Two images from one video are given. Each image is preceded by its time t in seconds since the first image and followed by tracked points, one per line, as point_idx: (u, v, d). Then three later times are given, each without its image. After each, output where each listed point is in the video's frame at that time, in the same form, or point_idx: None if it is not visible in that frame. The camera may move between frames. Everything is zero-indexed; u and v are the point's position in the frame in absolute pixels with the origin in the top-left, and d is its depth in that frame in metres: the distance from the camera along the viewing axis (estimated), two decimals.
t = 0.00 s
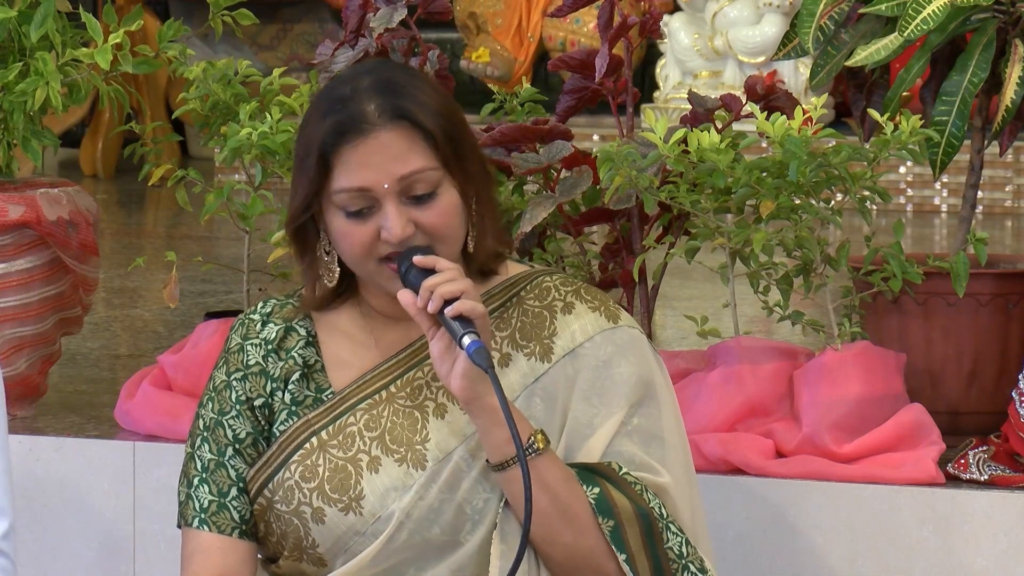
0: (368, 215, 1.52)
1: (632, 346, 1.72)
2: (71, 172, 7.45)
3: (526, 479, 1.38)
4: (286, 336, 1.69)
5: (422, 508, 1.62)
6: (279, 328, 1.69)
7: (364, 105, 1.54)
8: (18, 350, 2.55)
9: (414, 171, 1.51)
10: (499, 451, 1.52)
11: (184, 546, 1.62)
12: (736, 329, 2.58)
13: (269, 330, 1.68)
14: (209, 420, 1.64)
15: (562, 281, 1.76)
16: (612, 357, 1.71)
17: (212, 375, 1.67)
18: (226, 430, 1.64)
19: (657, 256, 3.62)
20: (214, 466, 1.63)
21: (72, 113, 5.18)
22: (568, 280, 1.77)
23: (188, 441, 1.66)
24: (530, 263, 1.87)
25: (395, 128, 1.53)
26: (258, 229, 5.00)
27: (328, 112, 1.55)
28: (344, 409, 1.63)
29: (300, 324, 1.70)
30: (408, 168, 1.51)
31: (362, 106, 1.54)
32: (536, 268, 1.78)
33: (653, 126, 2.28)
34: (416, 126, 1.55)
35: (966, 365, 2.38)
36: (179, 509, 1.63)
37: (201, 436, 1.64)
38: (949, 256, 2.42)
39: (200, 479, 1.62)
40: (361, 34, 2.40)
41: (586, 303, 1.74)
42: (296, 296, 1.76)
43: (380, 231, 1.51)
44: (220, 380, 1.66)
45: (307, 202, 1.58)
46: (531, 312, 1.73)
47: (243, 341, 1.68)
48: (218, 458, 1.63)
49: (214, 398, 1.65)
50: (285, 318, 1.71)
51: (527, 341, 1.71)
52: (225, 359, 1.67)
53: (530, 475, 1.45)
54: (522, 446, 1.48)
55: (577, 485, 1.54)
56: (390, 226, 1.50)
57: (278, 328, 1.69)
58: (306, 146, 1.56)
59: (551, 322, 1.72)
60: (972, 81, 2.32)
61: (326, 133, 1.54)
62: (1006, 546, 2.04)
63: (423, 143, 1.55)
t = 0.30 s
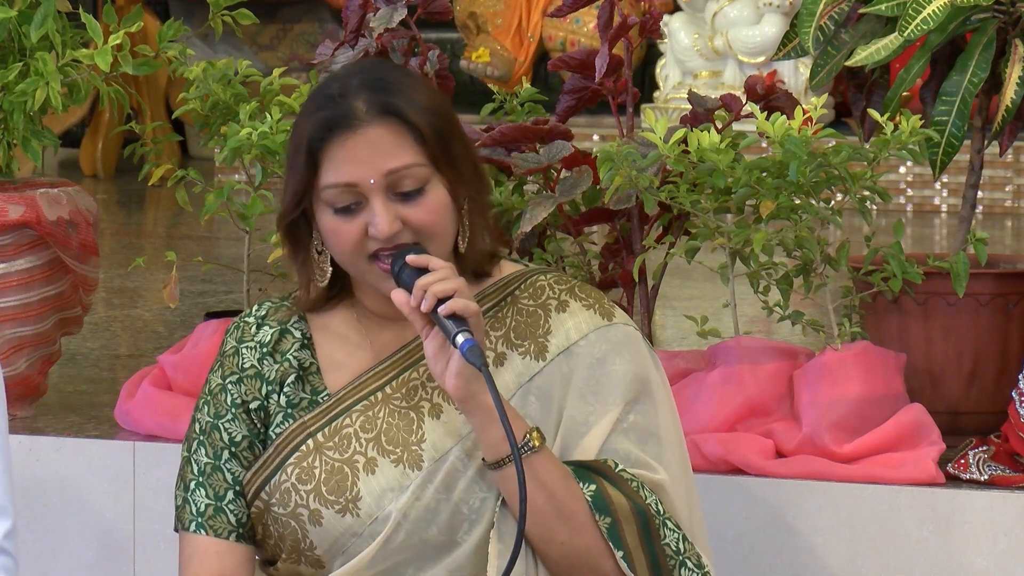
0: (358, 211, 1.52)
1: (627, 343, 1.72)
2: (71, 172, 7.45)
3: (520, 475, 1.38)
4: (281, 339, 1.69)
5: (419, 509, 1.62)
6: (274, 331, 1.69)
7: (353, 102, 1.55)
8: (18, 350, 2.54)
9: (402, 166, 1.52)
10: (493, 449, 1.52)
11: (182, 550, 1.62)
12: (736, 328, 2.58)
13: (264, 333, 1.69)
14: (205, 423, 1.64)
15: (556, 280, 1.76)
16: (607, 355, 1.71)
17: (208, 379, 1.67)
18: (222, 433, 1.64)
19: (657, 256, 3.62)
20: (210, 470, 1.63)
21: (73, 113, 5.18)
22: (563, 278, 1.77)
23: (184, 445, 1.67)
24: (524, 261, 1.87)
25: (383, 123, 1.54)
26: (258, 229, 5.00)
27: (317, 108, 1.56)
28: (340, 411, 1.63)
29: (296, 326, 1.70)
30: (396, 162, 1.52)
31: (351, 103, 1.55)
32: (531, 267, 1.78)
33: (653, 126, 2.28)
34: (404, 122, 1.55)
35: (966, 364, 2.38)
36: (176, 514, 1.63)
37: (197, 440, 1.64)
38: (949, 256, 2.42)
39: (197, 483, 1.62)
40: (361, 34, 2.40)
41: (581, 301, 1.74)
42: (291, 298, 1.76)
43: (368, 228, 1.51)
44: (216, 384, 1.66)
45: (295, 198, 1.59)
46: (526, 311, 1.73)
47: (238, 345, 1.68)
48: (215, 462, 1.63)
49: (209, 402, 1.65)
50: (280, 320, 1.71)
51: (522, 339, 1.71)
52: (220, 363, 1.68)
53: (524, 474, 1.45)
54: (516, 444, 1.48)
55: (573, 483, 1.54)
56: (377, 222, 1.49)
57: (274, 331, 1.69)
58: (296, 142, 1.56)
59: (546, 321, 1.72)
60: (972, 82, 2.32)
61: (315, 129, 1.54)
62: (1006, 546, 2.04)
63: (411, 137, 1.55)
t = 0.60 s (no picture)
0: (353, 207, 1.52)
1: (626, 341, 1.71)
2: (71, 172, 7.45)
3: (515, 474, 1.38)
4: (280, 334, 1.69)
5: (417, 505, 1.62)
6: (273, 326, 1.69)
7: (344, 98, 1.55)
8: (18, 350, 2.54)
9: (394, 160, 1.52)
10: (489, 449, 1.51)
11: (180, 547, 1.62)
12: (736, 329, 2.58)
13: (264, 328, 1.69)
14: (204, 419, 1.64)
15: (556, 277, 1.76)
16: (606, 353, 1.71)
17: (207, 374, 1.68)
18: (221, 428, 1.64)
19: (657, 256, 3.62)
20: (209, 465, 1.63)
21: (72, 113, 5.18)
22: (562, 276, 1.77)
23: (183, 440, 1.67)
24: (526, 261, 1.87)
25: (375, 119, 1.55)
26: (258, 229, 5.01)
27: (310, 105, 1.56)
28: (339, 406, 1.63)
29: (295, 322, 1.71)
30: (388, 157, 1.52)
31: (343, 99, 1.55)
32: (531, 265, 1.79)
33: (653, 126, 2.28)
34: (397, 117, 1.56)
35: (966, 364, 2.38)
36: (175, 509, 1.63)
37: (196, 435, 1.64)
38: (949, 256, 2.42)
39: (196, 478, 1.62)
40: (361, 34, 2.41)
41: (580, 298, 1.74)
42: (290, 294, 1.77)
43: (363, 225, 1.51)
44: (215, 379, 1.66)
45: (291, 198, 1.59)
46: (526, 308, 1.73)
47: (237, 340, 1.69)
48: (213, 457, 1.63)
49: (208, 397, 1.65)
50: (280, 316, 1.71)
51: (521, 337, 1.71)
52: (220, 359, 1.68)
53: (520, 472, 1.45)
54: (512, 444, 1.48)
55: (570, 481, 1.54)
56: (372, 217, 1.49)
57: (273, 327, 1.69)
58: (290, 142, 1.57)
59: (545, 319, 1.72)
60: (973, 82, 2.32)
61: (308, 126, 1.55)
62: (1006, 546, 2.04)
63: (403, 131, 1.55)
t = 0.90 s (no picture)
0: (372, 207, 1.52)
1: (634, 341, 1.71)
2: (71, 172, 7.45)
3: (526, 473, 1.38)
4: (289, 329, 1.69)
5: (424, 501, 1.62)
6: (282, 320, 1.69)
7: (364, 98, 1.55)
8: (18, 350, 2.54)
9: (415, 162, 1.52)
10: (501, 447, 1.52)
11: (185, 540, 1.62)
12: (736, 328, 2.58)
13: (273, 322, 1.69)
14: (211, 412, 1.64)
15: (566, 278, 1.76)
16: (615, 353, 1.71)
17: (214, 367, 1.68)
18: (228, 422, 1.64)
19: (657, 256, 3.62)
20: (215, 458, 1.62)
21: (73, 113, 5.19)
22: (571, 277, 1.78)
23: (189, 433, 1.67)
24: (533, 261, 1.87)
25: (396, 120, 1.54)
26: (258, 229, 5.01)
27: (328, 105, 1.56)
28: (347, 402, 1.63)
29: (304, 316, 1.71)
30: (409, 158, 1.52)
31: (362, 99, 1.55)
32: (541, 265, 1.78)
33: (653, 126, 2.28)
34: (417, 118, 1.55)
35: (966, 365, 2.38)
36: (180, 501, 1.63)
37: (203, 428, 1.64)
38: (949, 256, 2.42)
39: (202, 471, 1.62)
40: (361, 34, 2.40)
41: (590, 299, 1.74)
42: (299, 289, 1.77)
43: (383, 224, 1.51)
44: (223, 372, 1.66)
45: (306, 197, 1.59)
46: (535, 307, 1.73)
47: (246, 334, 1.69)
48: (220, 450, 1.63)
49: (216, 390, 1.65)
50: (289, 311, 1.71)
51: (531, 336, 1.71)
52: (228, 352, 1.68)
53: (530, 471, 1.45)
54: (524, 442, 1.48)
55: (580, 481, 1.54)
56: (391, 218, 1.50)
57: (282, 321, 1.69)
58: (307, 141, 1.56)
59: (555, 318, 1.72)
60: (972, 82, 2.32)
61: (327, 127, 1.54)
62: (1005, 546, 2.04)
63: (424, 134, 1.55)
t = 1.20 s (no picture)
0: (393, 209, 1.53)
1: (646, 345, 1.71)
2: (71, 172, 7.45)
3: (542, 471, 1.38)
4: (301, 322, 1.69)
5: (432, 497, 1.62)
6: (294, 314, 1.69)
7: (386, 100, 1.55)
8: (18, 350, 2.54)
9: (439, 165, 1.52)
10: (515, 446, 1.51)
11: (191, 529, 1.61)
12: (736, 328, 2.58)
13: (285, 315, 1.69)
14: (221, 403, 1.64)
15: (578, 281, 1.76)
16: (626, 357, 1.71)
17: (225, 359, 1.67)
18: (238, 413, 1.63)
19: (658, 257, 3.62)
20: (225, 449, 1.62)
21: (72, 113, 5.19)
22: (583, 280, 1.78)
23: (198, 424, 1.66)
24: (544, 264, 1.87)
25: (420, 123, 1.54)
26: (259, 229, 5.01)
27: (350, 108, 1.55)
28: (358, 396, 1.63)
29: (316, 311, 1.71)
30: (433, 162, 1.52)
31: (384, 101, 1.55)
32: (552, 268, 1.78)
33: (653, 126, 2.27)
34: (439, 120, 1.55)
35: (966, 364, 2.38)
36: (187, 492, 1.62)
37: (213, 420, 1.64)
38: (949, 256, 2.42)
39: (210, 462, 1.62)
40: (361, 34, 2.39)
41: (603, 302, 1.74)
42: (311, 285, 1.78)
43: (405, 226, 1.51)
44: (234, 364, 1.66)
45: (326, 198, 1.60)
46: (548, 309, 1.73)
47: (258, 326, 1.69)
48: (229, 441, 1.63)
49: (226, 381, 1.65)
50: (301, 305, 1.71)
51: (543, 336, 1.71)
52: (239, 343, 1.68)
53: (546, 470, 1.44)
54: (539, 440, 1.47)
55: (592, 482, 1.53)
56: (414, 220, 1.50)
57: (294, 315, 1.69)
58: (329, 143, 1.56)
59: (567, 320, 1.72)
60: (972, 82, 2.32)
61: (349, 130, 1.54)
62: (1005, 547, 2.04)
63: (447, 136, 1.55)
